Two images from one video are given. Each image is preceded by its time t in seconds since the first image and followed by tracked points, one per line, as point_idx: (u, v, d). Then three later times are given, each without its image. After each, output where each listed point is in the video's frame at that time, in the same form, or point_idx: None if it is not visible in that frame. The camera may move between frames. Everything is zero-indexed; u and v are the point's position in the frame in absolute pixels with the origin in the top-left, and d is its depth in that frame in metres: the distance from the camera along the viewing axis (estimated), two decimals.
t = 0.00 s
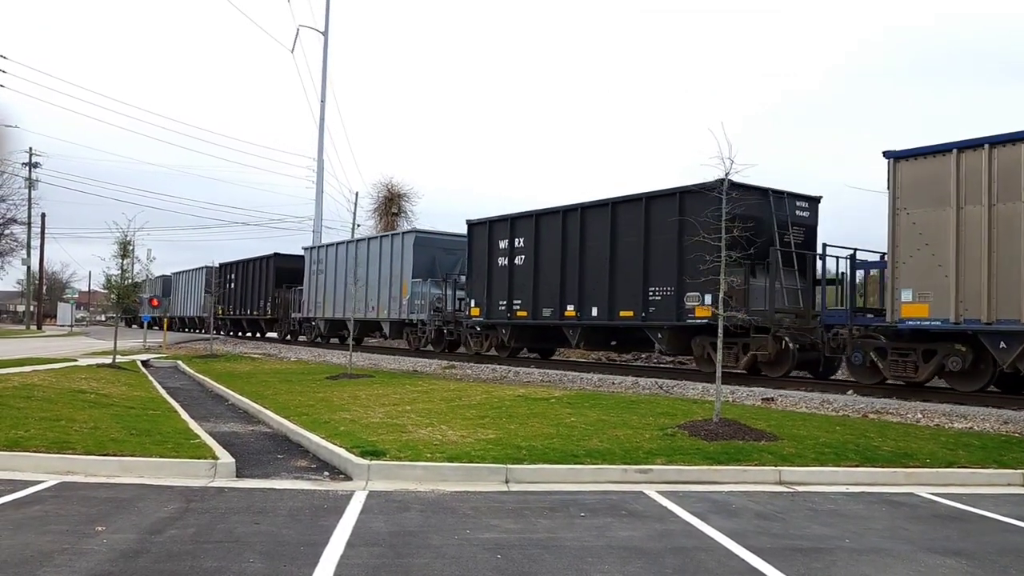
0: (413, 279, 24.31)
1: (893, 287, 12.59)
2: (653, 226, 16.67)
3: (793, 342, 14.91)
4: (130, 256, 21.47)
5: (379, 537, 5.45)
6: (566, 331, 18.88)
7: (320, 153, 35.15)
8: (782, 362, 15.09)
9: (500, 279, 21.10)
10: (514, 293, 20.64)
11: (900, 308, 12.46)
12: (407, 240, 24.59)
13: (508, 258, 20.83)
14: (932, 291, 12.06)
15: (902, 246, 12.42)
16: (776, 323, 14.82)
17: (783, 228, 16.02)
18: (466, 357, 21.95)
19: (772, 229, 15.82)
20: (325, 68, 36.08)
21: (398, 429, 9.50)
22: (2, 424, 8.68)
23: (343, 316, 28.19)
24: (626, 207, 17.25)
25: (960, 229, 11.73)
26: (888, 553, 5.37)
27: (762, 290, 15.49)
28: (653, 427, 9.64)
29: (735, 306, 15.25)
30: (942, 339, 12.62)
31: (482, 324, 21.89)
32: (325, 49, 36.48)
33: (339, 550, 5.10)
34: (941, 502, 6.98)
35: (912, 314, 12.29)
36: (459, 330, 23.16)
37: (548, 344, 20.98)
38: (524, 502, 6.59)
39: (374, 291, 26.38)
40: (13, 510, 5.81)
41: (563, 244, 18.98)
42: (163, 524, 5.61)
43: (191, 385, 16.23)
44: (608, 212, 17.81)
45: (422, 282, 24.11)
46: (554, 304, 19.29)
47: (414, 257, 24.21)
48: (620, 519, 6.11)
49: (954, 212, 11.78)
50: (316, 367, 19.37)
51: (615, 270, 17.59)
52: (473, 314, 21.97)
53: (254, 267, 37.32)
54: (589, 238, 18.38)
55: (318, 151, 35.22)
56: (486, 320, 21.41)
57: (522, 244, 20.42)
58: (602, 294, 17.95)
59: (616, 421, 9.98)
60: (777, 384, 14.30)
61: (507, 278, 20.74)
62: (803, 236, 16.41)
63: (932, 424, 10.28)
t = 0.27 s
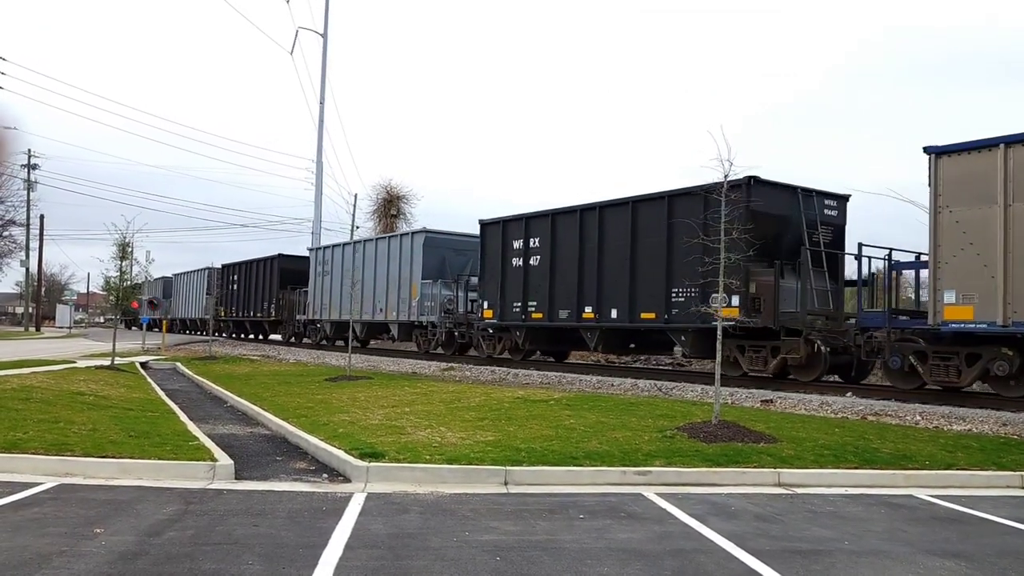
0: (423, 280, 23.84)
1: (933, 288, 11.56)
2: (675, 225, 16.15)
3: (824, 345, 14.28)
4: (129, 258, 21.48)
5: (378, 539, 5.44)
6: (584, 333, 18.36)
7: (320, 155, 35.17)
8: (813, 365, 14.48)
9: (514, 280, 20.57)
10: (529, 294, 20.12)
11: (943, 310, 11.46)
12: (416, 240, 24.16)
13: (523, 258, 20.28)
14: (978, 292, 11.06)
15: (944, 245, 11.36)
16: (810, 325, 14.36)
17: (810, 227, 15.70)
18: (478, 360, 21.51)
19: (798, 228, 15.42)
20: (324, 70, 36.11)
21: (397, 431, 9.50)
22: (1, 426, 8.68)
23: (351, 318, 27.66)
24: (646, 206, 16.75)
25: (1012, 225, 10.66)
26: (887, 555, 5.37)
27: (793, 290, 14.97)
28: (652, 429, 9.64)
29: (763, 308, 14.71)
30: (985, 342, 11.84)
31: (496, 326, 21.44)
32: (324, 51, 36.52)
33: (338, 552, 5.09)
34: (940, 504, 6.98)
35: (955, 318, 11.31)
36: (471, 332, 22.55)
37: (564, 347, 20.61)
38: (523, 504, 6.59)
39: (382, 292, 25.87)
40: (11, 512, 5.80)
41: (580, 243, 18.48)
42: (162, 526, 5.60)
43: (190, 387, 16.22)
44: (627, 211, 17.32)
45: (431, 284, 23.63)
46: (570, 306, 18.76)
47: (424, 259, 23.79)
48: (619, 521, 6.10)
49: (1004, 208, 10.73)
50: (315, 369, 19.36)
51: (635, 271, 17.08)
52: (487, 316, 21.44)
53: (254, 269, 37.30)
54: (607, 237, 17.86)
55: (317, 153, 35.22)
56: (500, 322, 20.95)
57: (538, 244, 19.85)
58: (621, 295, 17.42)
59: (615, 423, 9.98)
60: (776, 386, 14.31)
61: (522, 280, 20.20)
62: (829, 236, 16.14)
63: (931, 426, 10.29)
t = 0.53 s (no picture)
0: (433, 282, 23.69)
1: (977, 289, 11.31)
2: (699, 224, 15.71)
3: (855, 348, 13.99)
4: (128, 259, 21.47)
5: (377, 541, 5.43)
6: (602, 335, 17.94)
7: (319, 157, 35.16)
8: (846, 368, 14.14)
9: (529, 281, 20.13)
10: (544, 295, 19.63)
11: (986, 313, 11.24)
12: (426, 241, 24.00)
13: (538, 259, 19.81)
14: None
15: (988, 245, 11.10)
16: (842, 327, 14.08)
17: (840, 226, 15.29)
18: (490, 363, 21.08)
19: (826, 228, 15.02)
20: (324, 72, 36.12)
21: (396, 432, 9.51)
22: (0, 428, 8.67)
23: (360, 320, 27.59)
24: (669, 204, 16.25)
25: None
26: (886, 557, 5.37)
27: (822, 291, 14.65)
28: (652, 431, 9.64)
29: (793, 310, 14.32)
30: None
31: (508, 328, 21.00)
32: (325, 52, 36.53)
33: (338, 554, 5.09)
34: (939, 507, 6.98)
35: (1002, 321, 11.07)
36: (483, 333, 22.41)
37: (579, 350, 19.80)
38: (523, 507, 6.59)
39: (392, 295, 25.71)
40: (10, 514, 5.79)
41: (599, 243, 17.98)
42: (161, 528, 5.59)
43: (189, 389, 16.21)
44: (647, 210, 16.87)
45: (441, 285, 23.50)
46: (588, 308, 18.32)
47: (433, 261, 23.70)
48: (619, 523, 6.10)
49: None
50: (315, 371, 19.38)
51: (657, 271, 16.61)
52: (500, 318, 21.03)
53: (255, 271, 37.35)
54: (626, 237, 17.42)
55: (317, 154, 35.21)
56: (513, 324, 20.48)
57: (553, 244, 19.41)
58: (642, 296, 16.96)
59: (615, 425, 9.97)
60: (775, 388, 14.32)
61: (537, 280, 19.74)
62: (860, 235, 15.74)
63: (930, 428, 10.29)
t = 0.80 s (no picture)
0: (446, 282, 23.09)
1: None
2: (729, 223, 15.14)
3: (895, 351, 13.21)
4: (128, 261, 21.47)
5: (377, 543, 5.43)
6: (625, 338, 17.31)
7: (320, 158, 35.15)
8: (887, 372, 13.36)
9: (546, 281, 19.52)
10: (563, 297, 19.03)
11: None
12: (438, 241, 23.44)
13: (557, 260, 19.18)
14: None
15: None
16: (884, 330, 13.25)
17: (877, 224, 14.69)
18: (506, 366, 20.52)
19: (863, 226, 14.42)
20: (325, 73, 36.12)
21: (396, 434, 9.51)
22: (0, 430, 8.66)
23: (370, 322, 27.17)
24: (694, 202, 15.56)
25: None
26: (886, 560, 5.37)
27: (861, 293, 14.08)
28: (652, 433, 9.63)
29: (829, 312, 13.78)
30: None
31: (526, 330, 20.39)
32: (325, 53, 36.54)
33: (338, 556, 5.09)
34: (940, 509, 6.97)
35: None
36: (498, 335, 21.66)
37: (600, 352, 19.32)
38: (523, 509, 6.58)
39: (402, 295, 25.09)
40: (10, 516, 5.79)
41: (621, 243, 17.33)
42: (161, 530, 5.59)
43: (190, 391, 16.18)
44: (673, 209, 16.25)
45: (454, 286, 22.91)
46: (609, 310, 17.67)
47: (446, 262, 23.07)
48: (619, 525, 6.10)
49: None
50: (316, 373, 19.39)
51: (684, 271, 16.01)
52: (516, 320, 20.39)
53: (257, 273, 37.33)
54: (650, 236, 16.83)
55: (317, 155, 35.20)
56: (530, 326, 19.84)
57: (572, 244, 18.73)
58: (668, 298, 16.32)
59: (616, 427, 9.96)
60: (776, 390, 14.32)
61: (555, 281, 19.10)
62: (896, 234, 15.14)
63: (931, 431, 10.28)
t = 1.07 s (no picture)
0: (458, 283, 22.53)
1: None
2: (755, 222, 14.70)
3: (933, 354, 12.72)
4: (128, 262, 21.46)
5: (376, 544, 5.43)
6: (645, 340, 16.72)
7: (319, 159, 35.17)
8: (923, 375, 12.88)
9: (563, 281, 18.96)
10: (580, 297, 18.48)
11: None
12: (450, 240, 22.90)
13: (573, 259, 18.64)
14: None
15: None
16: (923, 332, 12.74)
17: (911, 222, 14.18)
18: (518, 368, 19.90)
19: (898, 224, 13.92)
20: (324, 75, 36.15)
21: (396, 435, 9.51)
22: None
23: (378, 323, 26.63)
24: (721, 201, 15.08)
25: None
26: (886, 560, 5.37)
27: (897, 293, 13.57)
28: (652, 434, 9.65)
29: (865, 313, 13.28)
30: None
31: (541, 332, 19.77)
32: (325, 54, 36.58)
33: (337, 557, 5.10)
34: (939, 510, 6.98)
35: None
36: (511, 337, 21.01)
37: (616, 353, 18.80)
38: (523, 509, 6.59)
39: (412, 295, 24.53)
40: (9, 516, 5.79)
41: (641, 242, 16.82)
42: (161, 530, 5.59)
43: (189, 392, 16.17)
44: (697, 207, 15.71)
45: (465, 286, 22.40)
46: (628, 311, 17.13)
47: (457, 261, 22.55)
48: (618, 526, 6.10)
49: None
50: (315, 374, 19.39)
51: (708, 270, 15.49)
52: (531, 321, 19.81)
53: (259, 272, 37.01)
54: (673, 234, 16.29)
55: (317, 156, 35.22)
56: (546, 328, 19.29)
57: (590, 243, 18.20)
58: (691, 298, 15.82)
59: (615, 428, 9.95)
60: (775, 392, 14.32)
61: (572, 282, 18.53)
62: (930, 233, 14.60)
63: (930, 432, 10.28)
